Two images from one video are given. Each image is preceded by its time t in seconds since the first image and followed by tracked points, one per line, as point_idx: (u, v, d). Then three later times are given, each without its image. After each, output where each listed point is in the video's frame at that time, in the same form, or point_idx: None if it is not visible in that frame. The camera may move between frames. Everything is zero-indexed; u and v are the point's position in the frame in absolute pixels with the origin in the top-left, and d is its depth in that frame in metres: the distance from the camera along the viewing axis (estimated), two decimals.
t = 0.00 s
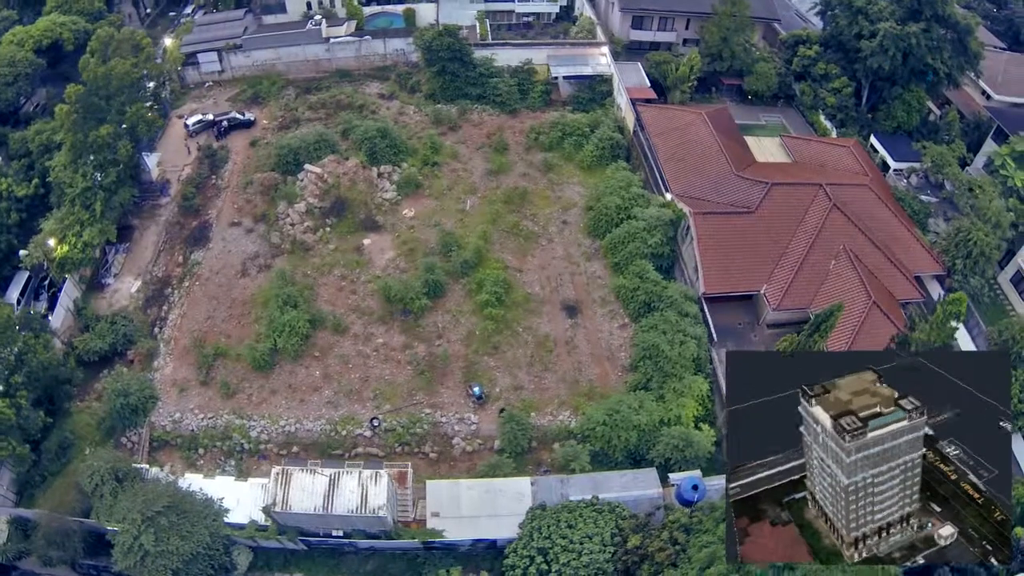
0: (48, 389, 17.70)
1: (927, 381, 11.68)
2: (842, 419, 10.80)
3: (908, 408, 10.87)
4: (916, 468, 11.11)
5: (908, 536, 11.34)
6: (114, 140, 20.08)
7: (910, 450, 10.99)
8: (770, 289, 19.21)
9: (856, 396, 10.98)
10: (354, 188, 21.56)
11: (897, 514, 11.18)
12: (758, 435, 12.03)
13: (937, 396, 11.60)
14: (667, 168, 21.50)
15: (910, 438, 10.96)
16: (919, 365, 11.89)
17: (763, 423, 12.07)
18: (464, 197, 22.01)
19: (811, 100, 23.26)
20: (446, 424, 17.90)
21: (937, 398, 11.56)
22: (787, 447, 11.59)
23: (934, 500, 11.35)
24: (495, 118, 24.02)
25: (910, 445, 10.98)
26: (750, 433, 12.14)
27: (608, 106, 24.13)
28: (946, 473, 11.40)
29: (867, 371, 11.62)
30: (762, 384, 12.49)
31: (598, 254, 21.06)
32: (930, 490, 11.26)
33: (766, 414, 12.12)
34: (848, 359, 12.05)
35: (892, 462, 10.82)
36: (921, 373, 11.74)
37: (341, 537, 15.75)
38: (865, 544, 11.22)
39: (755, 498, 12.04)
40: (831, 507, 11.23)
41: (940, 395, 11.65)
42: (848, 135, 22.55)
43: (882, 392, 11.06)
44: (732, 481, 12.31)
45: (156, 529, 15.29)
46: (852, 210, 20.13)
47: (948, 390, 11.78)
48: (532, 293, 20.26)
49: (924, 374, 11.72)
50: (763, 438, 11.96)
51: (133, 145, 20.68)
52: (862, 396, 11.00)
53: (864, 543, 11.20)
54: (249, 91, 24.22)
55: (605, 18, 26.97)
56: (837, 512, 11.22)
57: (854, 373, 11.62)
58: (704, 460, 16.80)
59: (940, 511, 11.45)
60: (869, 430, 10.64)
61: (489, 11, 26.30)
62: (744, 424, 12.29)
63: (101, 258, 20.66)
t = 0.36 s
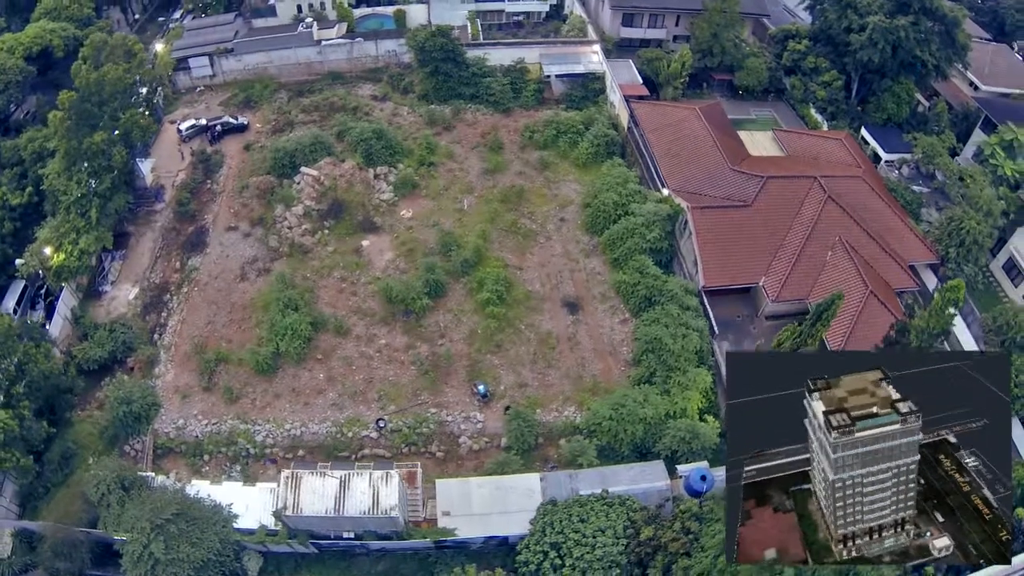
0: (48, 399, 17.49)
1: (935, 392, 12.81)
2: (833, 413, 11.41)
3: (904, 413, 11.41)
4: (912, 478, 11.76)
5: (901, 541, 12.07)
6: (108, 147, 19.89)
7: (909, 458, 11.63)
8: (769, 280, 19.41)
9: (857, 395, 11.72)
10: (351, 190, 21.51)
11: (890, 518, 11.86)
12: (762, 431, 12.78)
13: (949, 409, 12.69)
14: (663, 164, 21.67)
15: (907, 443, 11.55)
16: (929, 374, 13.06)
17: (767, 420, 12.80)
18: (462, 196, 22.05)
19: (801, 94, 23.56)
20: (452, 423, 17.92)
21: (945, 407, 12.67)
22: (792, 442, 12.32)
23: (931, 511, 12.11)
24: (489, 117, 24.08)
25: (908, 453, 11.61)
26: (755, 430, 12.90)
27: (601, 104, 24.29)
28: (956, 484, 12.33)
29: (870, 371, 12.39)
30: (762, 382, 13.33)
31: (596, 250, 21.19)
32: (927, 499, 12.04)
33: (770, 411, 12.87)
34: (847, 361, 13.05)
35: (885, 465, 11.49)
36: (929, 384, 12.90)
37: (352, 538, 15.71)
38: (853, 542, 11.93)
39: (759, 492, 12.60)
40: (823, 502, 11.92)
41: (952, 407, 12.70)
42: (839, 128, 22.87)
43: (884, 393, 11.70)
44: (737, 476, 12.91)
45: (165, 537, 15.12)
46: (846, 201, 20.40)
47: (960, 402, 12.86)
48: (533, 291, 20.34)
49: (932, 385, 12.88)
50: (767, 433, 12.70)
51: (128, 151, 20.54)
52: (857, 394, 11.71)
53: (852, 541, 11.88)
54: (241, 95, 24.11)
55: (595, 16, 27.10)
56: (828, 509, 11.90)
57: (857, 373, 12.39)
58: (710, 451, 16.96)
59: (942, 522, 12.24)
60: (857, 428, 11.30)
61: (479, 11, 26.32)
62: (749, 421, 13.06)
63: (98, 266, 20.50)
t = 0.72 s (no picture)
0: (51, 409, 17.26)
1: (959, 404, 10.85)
2: (823, 411, 10.82)
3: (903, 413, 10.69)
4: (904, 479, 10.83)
5: (892, 547, 11.08)
6: (103, 153, 19.69)
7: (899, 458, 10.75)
8: (768, 272, 19.60)
9: (862, 399, 10.77)
10: (349, 191, 21.45)
11: (881, 521, 10.96)
12: (766, 425, 11.09)
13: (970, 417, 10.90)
14: (659, 159, 21.80)
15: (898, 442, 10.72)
16: (954, 375, 10.86)
17: (773, 415, 11.06)
18: (460, 195, 22.07)
19: (792, 87, 23.88)
20: (459, 421, 17.93)
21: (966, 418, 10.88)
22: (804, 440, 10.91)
23: (930, 522, 10.95)
24: (484, 116, 24.15)
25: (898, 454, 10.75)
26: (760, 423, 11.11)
27: (594, 100, 24.45)
28: (966, 497, 11.03)
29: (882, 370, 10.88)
30: (767, 373, 11.06)
31: (596, 246, 21.30)
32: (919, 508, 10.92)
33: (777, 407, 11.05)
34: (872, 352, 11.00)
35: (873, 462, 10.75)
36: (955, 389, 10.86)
37: (366, 540, 15.66)
38: (839, 541, 11.14)
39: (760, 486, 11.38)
40: (813, 499, 11.10)
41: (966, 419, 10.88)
42: (831, 120, 23.18)
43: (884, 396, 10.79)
44: (754, 459, 11.31)
45: (178, 544, 15.01)
46: (841, 191, 20.63)
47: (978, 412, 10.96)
48: (535, 288, 20.40)
49: (960, 390, 10.86)
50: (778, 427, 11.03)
51: (123, 157, 20.31)
52: (863, 393, 10.79)
53: (841, 538, 11.11)
54: (234, 99, 24.03)
55: (585, 14, 27.27)
56: (820, 504, 11.10)
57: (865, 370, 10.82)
58: (718, 441, 17.08)
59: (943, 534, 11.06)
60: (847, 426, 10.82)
61: (470, 11, 26.39)
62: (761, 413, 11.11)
63: (95, 274, 20.38)
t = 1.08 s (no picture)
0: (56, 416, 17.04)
1: (962, 411, 12.57)
2: (822, 404, 12.62)
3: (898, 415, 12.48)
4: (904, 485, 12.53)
5: (880, 547, 12.87)
6: (102, 157, 19.48)
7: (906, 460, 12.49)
8: (770, 264, 19.73)
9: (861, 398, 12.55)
10: (351, 192, 21.45)
11: (871, 522, 12.73)
12: (751, 418, 12.98)
13: (980, 427, 12.67)
14: (658, 154, 21.92)
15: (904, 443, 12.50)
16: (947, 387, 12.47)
17: (763, 404, 12.93)
18: (462, 193, 22.10)
19: (787, 82, 24.16)
20: (470, 419, 17.93)
21: (959, 428, 12.59)
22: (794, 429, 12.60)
23: (930, 531, 12.75)
24: (482, 115, 24.23)
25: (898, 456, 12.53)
26: (743, 411, 13.08)
27: (591, 98, 24.65)
28: (972, 513, 12.80)
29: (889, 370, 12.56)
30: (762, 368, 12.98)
31: (599, 242, 21.40)
32: (923, 513, 12.62)
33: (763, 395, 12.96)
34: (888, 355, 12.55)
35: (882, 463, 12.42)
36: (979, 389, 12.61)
37: (381, 540, 15.58)
38: (835, 532, 12.83)
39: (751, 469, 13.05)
40: (818, 492, 12.62)
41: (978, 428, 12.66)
42: (826, 114, 23.47)
43: (881, 396, 12.55)
44: (777, 444, 12.79)
45: (192, 549, 14.87)
46: (839, 184, 20.80)
47: (983, 425, 12.69)
48: (539, 284, 20.46)
49: (961, 398, 12.53)
50: (756, 422, 12.94)
51: (122, 161, 20.12)
52: (868, 392, 12.56)
53: (830, 531, 12.82)
54: (231, 101, 23.95)
55: (578, 12, 27.46)
56: (823, 498, 12.63)
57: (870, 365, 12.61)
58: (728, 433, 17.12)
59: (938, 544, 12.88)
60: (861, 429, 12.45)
61: (465, 10, 26.48)
62: (738, 401, 13.15)
63: (96, 278, 20.22)
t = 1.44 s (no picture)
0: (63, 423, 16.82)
1: (967, 419, 11.65)
2: (818, 399, 11.63)
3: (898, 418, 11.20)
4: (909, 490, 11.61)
5: (870, 547, 11.96)
6: (104, 160, 19.28)
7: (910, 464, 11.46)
8: (773, 257, 19.80)
9: (862, 398, 11.45)
10: (354, 192, 21.45)
11: (860, 522, 11.75)
12: (755, 418, 12.27)
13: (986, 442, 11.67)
14: (659, 151, 22.04)
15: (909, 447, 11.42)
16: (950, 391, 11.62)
17: (762, 405, 12.23)
18: (464, 192, 22.12)
19: (783, 77, 24.42)
20: (481, 416, 17.93)
21: (962, 437, 11.66)
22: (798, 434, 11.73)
23: (925, 541, 11.93)
24: (482, 114, 24.30)
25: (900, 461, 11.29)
26: (746, 409, 12.43)
27: (590, 96, 24.83)
28: (976, 530, 11.96)
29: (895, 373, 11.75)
30: (764, 371, 12.23)
31: (602, 238, 21.49)
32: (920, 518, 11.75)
33: (762, 397, 12.26)
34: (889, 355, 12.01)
35: (881, 467, 11.11)
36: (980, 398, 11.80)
37: (397, 538, 15.31)
38: (825, 526, 12.05)
39: (761, 467, 12.40)
40: (811, 484, 11.75)
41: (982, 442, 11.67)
42: (822, 109, 23.74)
43: (882, 396, 11.45)
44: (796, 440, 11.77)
45: (208, 553, 14.73)
46: (839, 178, 20.90)
47: (988, 438, 11.69)
48: (545, 282, 20.51)
49: (965, 405, 11.66)
50: (761, 423, 12.21)
51: (123, 165, 19.91)
52: (868, 391, 11.52)
53: (821, 522, 12.02)
54: (229, 104, 23.86)
55: (575, 10, 27.60)
56: (817, 491, 11.74)
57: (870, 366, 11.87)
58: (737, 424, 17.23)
59: (930, 555, 12.14)
60: (852, 427, 11.14)
61: (462, 10, 26.58)
62: (742, 399, 12.53)
63: (99, 283, 20.09)
